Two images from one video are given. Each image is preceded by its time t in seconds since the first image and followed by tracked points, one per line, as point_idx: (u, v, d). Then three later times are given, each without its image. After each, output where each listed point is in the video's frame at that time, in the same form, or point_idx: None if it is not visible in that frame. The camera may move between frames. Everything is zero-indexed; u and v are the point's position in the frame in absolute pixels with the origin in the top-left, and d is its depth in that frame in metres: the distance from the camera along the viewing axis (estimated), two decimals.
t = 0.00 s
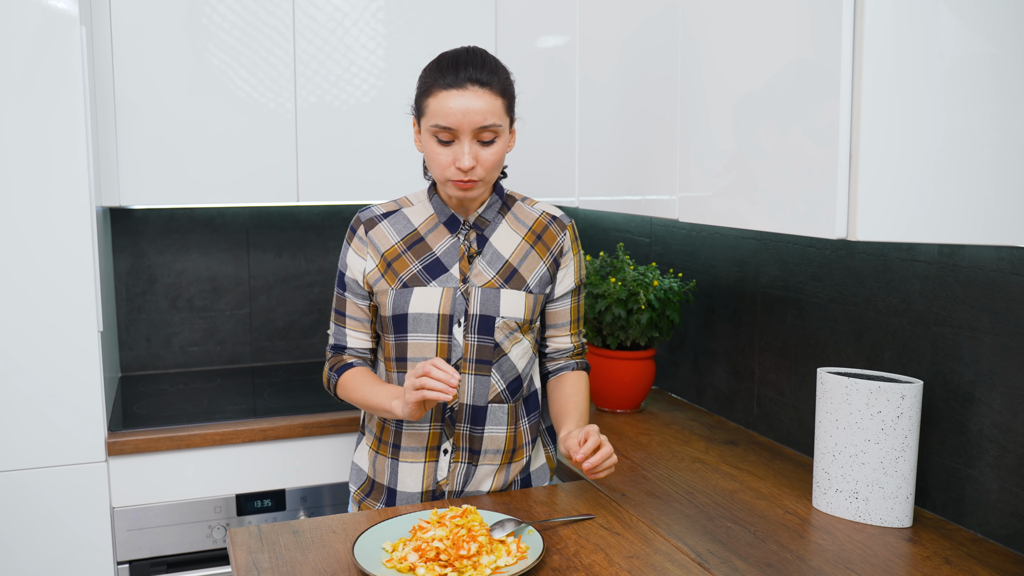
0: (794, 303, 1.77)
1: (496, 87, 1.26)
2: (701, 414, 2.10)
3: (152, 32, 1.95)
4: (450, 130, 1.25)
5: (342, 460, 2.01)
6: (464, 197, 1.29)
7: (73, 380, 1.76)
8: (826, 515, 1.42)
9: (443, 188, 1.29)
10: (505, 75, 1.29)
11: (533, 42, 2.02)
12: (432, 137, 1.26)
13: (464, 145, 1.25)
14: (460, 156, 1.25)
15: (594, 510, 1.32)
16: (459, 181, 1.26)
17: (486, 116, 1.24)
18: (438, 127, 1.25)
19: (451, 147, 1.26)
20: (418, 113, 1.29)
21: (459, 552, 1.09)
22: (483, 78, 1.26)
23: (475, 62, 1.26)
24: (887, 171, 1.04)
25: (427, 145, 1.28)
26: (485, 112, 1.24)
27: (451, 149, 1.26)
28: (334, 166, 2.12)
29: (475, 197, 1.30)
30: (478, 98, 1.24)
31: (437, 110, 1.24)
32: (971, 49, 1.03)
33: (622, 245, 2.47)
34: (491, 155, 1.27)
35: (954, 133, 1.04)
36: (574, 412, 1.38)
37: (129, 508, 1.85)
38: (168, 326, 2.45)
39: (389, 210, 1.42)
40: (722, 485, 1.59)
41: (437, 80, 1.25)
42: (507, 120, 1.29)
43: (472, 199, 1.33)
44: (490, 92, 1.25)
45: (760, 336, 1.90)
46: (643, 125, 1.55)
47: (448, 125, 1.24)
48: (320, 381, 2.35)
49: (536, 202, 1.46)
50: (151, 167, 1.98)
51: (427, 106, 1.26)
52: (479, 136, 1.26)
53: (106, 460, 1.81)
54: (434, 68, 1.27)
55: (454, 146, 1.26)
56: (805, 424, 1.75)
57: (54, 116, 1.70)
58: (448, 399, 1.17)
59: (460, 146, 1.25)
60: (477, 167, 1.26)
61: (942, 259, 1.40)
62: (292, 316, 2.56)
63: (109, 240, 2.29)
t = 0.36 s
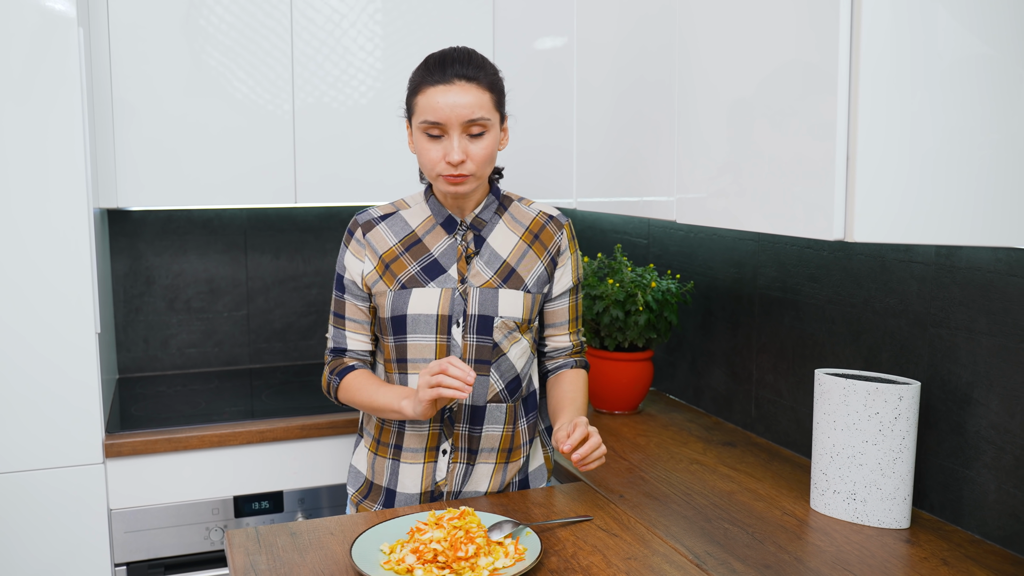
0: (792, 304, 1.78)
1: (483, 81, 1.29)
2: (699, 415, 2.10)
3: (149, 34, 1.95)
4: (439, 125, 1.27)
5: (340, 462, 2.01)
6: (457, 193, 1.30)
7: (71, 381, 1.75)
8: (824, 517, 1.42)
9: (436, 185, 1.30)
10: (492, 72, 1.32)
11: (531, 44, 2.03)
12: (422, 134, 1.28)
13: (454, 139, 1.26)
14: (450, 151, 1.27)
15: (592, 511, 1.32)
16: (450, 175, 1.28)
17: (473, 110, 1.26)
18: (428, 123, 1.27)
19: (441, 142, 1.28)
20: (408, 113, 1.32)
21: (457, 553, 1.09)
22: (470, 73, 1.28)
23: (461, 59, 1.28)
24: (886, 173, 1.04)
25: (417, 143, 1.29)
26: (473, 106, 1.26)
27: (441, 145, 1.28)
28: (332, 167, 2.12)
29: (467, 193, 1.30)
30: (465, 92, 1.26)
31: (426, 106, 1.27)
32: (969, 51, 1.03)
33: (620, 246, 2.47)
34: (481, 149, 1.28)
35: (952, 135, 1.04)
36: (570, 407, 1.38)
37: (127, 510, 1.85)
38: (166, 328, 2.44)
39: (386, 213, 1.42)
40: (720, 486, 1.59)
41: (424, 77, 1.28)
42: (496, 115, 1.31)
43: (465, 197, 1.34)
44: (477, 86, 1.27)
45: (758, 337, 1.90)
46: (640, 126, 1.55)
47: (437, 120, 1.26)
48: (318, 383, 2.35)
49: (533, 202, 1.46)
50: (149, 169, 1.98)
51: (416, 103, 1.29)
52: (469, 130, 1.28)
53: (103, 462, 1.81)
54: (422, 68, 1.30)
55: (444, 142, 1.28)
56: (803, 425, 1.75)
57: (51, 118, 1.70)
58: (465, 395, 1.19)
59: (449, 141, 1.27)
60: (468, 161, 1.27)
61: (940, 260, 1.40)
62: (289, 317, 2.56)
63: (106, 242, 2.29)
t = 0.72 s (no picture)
0: (790, 305, 1.78)
1: (476, 72, 1.31)
2: (697, 416, 2.10)
3: (147, 35, 1.95)
4: (435, 116, 1.29)
5: (338, 463, 2.01)
6: (457, 186, 1.30)
7: (69, 383, 1.75)
8: (822, 518, 1.42)
9: (435, 179, 1.31)
10: (485, 67, 1.35)
11: (529, 45, 2.03)
12: (420, 128, 1.30)
13: (450, 129, 1.28)
14: (447, 141, 1.28)
15: (590, 512, 1.32)
16: (448, 165, 1.28)
17: (467, 100, 1.28)
18: (424, 116, 1.29)
19: (438, 134, 1.29)
20: (405, 113, 1.34)
21: (455, 554, 1.09)
22: (463, 66, 1.31)
23: (453, 54, 1.32)
24: (884, 174, 1.04)
25: (415, 138, 1.31)
26: (467, 96, 1.29)
27: (438, 136, 1.29)
28: (329, 168, 2.12)
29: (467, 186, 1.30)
30: (459, 82, 1.29)
31: (421, 100, 1.29)
32: (967, 52, 1.03)
33: (618, 248, 2.47)
34: (478, 139, 1.29)
35: (950, 136, 1.04)
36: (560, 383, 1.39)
37: (125, 511, 1.85)
38: (164, 329, 2.44)
39: (387, 213, 1.42)
40: (718, 487, 1.59)
41: (418, 73, 1.31)
42: (491, 108, 1.33)
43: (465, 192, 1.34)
44: (469, 76, 1.30)
45: (756, 339, 1.90)
46: (638, 127, 1.55)
47: (433, 111, 1.28)
48: (316, 384, 2.35)
49: (533, 203, 1.46)
50: (146, 170, 1.98)
51: (412, 100, 1.31)
52: (464, 120, 1.29)
53: (101, 464, 1.81)
54: (416, 66, 1.33)
55: (441, 134, 1.30)
56: (801, 426, 1.75)
57: (50, 120, 1.70)
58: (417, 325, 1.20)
59: (446, 132, 1.28)
60: (465, 150, 1.28)
61: (937, 261, 1.40)
62: (287, 319, 2.56)
63: (104, 243, 2.29)
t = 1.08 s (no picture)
0: (789, 306, 1.78)
1: (480, 71, 1.32)
2: (696, 417, 2.10)
3: (146, 36, 1.95)
4: (439, 114, 1.29)
5: (337, 464, 2.01)
6: (460, 182, 1.30)
7: (68, 384, 1.75)
8: (820, 518, 1.42)
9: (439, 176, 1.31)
10: (489, 68, 1.35)
11: (528, 46, 2.03)
12: (424, 125, 1.31)
13: (454, 125, 1.28)
14: (451, 137, 1.28)
15: (588, 513, 1.32)
16: (452, 161, 1.28)
17: (471, 97, 1.29)
18: (428, 113, 1.29)
19: (442, 131, 1.30)
20: (409, 112, 1.35)
21: (454, 555, 1.09)
22: (467, 65, 1.32)
23: (457, 53, 1.32)
24: (882, 175, 1.04)
25: (419, 136, 1.31)
26: (471, 93, 1.29)
27: (442, 133, 1.29)
28: (328, 169, 2.12)
29: (470, 183, 1.30)
30: (463, 80, 1.30)
31: (426, 97, 1.30)
32: (965, 53, 1.03)
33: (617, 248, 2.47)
34: (482, 137, 1.30)
35: (949, 137, 1.05)
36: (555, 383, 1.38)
37: (124, 512, 1.85)
38: (163, 330, 2.44)
39: (389, 213, 1.42)
40: (717, 488, 1.59)
41: (423, 71, 1.32)
42: (495, 107, 1.33)
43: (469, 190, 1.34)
44: (474, 74, 1.31)
45: (755, 339, 1.90)
46: (637, 128, 1.55)
47: (437, 108, 1.29)
48: (314, 385, 2.35)
49: (534, 205, 1.46)
50: (146, 170, 1.98)
51: (416, 97, 1.32)
52: (468, 118, 1.30)
53: (100, 464, 1.81)
54: (420, 65, 1.34)
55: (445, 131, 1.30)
56: (799, 426, 1.75)
57: (49, 120, 1.70)
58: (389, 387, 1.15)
59: (450, 129, 1.29)
60: (469, 147, 1.28)
61: (936, 262, 1.40)
62: (286, 319, 2.56)
63: (104, 243, 2.29)
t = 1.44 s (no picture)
0: (787, 306, 1.78)
1: (480, 72, 1.32)
2: (695, 417, 2.11)
3: (146, 36, 1.95)
4: (439, 114, 1.30)
5: (337, 463, 2.01)
6: (460, 182, 1.30)
7: (68, 384, 1.76)
8: (819, 518, 1.43)
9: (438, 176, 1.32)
10: (489, 68, 1.36)
11: (527, 46, 2.03)
12: (424, 126, 1.31)
13: (454, 126, 1.29)
14: (451, 138, 1.28)
15: (587, 513, 1.33)
16: (452, 161, 1.29)
17: (471, 97, 1.29)
18: (428, 113, 1.30)
19: (442, 131, 1.30)
20: (409, 112, 1.35)
21: (453, 554, 1.09)
22: (467, 65, 1.32)
23: (457, 53, 1.33)
24: (880, 176, 1.05)
25: (419, 136, 1.32)
26: (471, 93, 1.30)
27: (442, 134, 1.30)
28: (328, 169, 2.12)
29: (470, 183, 1.31)
30: (463, 80, 1.30)
31: (426, 97, 1.30)
32: (962, 54, 1.04)
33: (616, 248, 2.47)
34: (482, 137, 1.30)
35: (946, 138, 1.05)
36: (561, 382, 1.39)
37: (124, 511, 1.85)
38: (163, 330, 2.45)
39: (389, 214, 1.43)
40: (715, 487, 1.59)
41: (423, 71, 1.32)
42: (495, 107, 1.34)
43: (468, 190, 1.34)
44: (474, 75, 1.31)
45: (754, 340, 1.91)
46: (636, 128, 1.55)
47: (437, 108, 1.29)
48: (314, 385, 2.35)
49: (534, 206, 1.46)
50: (146, 170, 1.98)
51: (416, 98, 1.32)
52: (468, 118, 1.30)
53: (101, 464, 1.81)
54: (420, 65, 1.34)
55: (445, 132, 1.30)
56: (798, 426, 1.76)
57: (49, 121, 1.70)
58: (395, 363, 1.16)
59: (450, 129, 1.29)
60: (469, 147, 1.29)
61: (934, 262, 1.41)
62: (286, 319, 2.56)
63: (104, 243, 2.29)
